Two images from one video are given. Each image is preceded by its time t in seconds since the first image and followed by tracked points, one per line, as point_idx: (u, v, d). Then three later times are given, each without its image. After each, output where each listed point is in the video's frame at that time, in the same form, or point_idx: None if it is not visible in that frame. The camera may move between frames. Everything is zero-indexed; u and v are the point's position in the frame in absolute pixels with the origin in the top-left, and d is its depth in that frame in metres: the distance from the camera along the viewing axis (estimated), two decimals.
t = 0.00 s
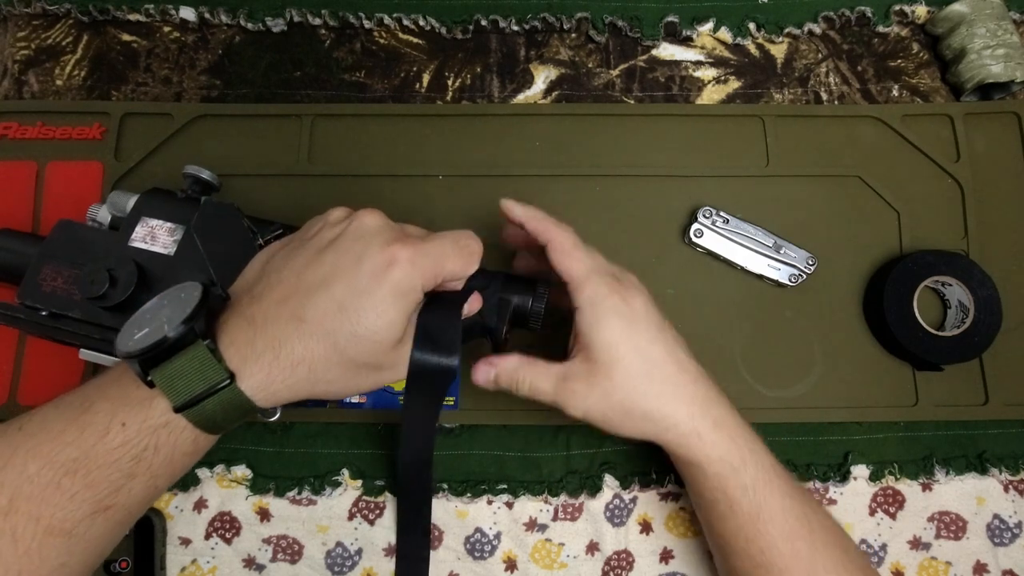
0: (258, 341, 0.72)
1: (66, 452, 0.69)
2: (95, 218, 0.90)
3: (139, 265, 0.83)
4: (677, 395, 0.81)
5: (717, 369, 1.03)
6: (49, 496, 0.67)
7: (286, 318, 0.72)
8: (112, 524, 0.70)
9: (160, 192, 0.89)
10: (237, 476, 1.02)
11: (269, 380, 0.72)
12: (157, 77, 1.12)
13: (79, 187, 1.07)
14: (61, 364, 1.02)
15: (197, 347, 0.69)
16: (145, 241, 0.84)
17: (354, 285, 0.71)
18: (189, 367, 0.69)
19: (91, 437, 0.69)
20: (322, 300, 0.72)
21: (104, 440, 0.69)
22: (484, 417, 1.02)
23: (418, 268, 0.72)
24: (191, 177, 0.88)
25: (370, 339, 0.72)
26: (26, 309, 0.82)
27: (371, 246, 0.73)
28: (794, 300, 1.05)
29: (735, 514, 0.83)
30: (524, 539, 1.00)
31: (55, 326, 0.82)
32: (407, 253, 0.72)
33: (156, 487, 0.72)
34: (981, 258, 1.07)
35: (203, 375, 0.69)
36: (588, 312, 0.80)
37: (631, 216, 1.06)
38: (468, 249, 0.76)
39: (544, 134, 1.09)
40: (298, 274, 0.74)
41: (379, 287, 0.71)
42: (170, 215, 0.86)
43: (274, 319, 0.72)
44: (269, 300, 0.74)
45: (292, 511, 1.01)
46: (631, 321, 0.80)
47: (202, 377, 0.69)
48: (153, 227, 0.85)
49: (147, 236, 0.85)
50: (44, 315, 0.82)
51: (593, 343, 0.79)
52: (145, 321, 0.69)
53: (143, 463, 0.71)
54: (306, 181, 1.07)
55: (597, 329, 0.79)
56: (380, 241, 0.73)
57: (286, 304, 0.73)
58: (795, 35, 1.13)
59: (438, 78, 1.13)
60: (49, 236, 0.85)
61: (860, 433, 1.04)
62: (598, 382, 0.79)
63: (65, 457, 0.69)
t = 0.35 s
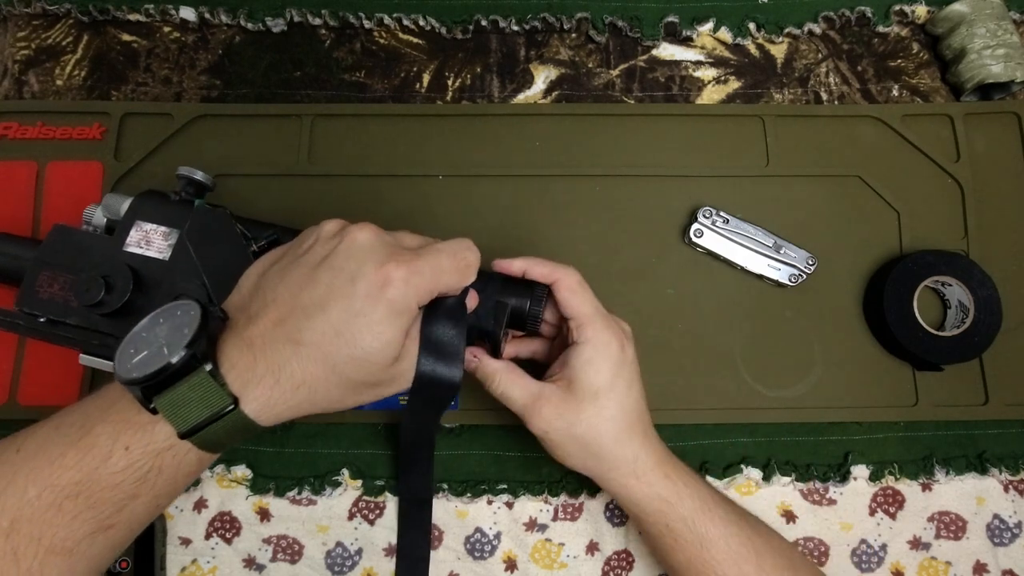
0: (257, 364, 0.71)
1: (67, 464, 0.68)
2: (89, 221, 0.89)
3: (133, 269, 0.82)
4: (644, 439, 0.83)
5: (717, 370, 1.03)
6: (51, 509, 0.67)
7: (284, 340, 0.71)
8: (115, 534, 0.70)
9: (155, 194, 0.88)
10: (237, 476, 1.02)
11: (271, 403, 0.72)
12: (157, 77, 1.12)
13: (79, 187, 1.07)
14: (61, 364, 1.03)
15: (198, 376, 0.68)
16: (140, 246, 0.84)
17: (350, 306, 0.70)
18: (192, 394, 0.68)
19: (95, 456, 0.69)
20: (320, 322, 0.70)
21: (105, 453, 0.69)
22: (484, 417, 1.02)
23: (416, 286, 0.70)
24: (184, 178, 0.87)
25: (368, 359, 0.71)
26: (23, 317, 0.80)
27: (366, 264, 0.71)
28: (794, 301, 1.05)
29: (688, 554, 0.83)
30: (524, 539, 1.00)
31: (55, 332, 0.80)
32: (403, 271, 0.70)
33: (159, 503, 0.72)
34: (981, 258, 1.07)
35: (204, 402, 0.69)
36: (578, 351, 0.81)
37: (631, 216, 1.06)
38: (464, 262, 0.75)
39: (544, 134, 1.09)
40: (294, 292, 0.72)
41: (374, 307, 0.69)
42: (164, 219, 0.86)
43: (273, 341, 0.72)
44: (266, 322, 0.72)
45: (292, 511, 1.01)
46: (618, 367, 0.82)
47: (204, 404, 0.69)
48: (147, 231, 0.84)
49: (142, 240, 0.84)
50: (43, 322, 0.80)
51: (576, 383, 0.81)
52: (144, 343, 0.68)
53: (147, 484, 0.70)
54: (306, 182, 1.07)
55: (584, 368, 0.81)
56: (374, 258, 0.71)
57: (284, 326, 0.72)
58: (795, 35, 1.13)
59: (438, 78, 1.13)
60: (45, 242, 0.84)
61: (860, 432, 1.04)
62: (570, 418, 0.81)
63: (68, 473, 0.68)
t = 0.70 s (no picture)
0: (252, 333, 0.70)
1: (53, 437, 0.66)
2: (95, 217, 0.90)
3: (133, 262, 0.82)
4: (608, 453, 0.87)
5: (717, 369, 1.03)
6: (34, 487, 0.65)
7: (279, 310, 0.70)
8: (108, 514, 0.68)
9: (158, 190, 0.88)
10: (237, 476, 1.02)
11: (262, 378, 0.70)
12: (157, 77, 1.12)
13: (78, 187, 1.07)
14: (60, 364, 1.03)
15: (193, 343, 0.67)
16: (142, 239, 0.84)
17: (348, 274, 0.69)
18: (185, 363, 0.67)
19: (83, 428, 0.67)
20: (317, 291, 0.69)
21: (93, 425, 0.67)
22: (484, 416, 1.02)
23: (414, 256, 0.69)
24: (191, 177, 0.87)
25: (365, 331, 0.69)
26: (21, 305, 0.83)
27: (365, 234, 0.70)
28: (794, 301, 1.05)
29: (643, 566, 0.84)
30: (524, 539, 1.00)
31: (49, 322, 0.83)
32: (401, 239, 0.69)
33: (152, 481, 0.70)
34: (981, 258, 1.07)
35: (198, 370, 0.68)
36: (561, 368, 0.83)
37: (632, 215, 1.06)
38: (464, 238, 0.74)
39: (544, 134, 1.09)
40: (294, 266, 0.72)
41: (372, 275, 0.68)
42: (166, 213, 0.85)
43: (269, 313, 0.70)
44: (264, 294, 0.72)
45: (292, 511, 1.01)
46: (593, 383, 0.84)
47: (198, 373, 0.68)
48: (150, 225, 0.85)
49: (144, 234, 0.84)
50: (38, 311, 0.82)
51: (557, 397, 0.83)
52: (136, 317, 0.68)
53: (137, 458, 0.69)
54: (306, 181, 1.07)
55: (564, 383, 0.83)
56: (373, 229, 0.71)
57: (282, 296, 0.71)
58: (795, 35, 1.14)
59: (438, 78, 1.13)
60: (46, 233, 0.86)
61: (860, 433, 1.04)
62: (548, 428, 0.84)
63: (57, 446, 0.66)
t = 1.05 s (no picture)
0: (236, 209, 0.69)
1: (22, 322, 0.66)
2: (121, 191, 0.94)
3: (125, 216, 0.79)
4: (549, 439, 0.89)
5: (717, 368, 1.03)
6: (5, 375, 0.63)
7: (266, 183, 0.70)
8: (84, 409, 0.66)
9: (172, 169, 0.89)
10: (237, 476, 1.02)
11: (239, 244, 0.68)
12: (157, 77, 1.12)
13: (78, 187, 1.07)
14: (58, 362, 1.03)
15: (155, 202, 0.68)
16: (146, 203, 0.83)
17: (343, 146, 0.72)
18: (147, 219, 0.67)
19: (52, 307, 0.67)
20: (306, 160, 0.71)
21: (60, 301, 0.67)
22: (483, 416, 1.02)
23: (410, 139, 0.73)
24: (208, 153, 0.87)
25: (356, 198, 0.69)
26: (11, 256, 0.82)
27: (360, 124, 0.75)
28: (794, 301, 1.05)
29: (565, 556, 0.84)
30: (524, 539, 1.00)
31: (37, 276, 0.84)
32: (397, 124, 0.74)
33: (128, 371, 0.69)
34: (981, 259, 1.07)
35: (158, 227, 0.67)
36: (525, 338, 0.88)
37: (631, 215, 1.06)
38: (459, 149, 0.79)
39: (544, 134, 1.09)
40: (285, 150, 0.74)
41: (367, 148, 0.71)
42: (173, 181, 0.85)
43: (251, 183, 0.71)
44: (252, 172, 0.72)
45: (292, 511, 1.01)
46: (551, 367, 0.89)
47: (157, 228, 0.67)
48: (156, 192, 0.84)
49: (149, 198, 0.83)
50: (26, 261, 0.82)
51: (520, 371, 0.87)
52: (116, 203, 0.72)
53: (106, 339, 0.67)
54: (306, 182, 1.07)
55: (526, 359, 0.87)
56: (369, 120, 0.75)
57: (270, 170, 0.72)
58: (795, 35, 1.13)
59: (438, 77, 1.13)
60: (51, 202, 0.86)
61: (860, 433, 1.04)
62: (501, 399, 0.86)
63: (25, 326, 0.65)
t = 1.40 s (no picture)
0: (200, 114, 0.70)
1: None
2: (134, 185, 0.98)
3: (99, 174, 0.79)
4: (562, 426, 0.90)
5: (717, 368, 1.03)
6: None
7: (245, 97, 0.72)
8: (54, 332, 0.64)
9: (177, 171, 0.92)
10: (237, 476, 1.02)
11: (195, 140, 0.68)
12: (157, 76, 1.12)
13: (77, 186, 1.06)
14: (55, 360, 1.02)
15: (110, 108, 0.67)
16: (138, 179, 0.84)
17: (332, 80, 0.76)
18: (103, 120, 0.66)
19: (14, 227, 0.65)
20: (295, 83, 0.74)
21: (21, 219, 0.66)
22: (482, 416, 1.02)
23: (400, 87, 0.78)
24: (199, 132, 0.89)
25: (339, 121, 0.71)
26: None
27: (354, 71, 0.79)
28: (794, 301, 1.05)
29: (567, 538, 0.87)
30: (524, 539, 1.00)
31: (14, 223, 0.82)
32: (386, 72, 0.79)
33: (97, 291, 0.66)
34: (981, 259, 1.07)
35: (111, 129, 0.66)
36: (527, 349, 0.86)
37: (631, 215, 1.06)
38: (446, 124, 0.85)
39: (544, 133, 1.09)
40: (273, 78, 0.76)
41: (355, 84, 0.75)
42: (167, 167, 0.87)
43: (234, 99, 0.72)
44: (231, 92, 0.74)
45: (292, 511, 1.01)
46: (561, 357, 0.86)
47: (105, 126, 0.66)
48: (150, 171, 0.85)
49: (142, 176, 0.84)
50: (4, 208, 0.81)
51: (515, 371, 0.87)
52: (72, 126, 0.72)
53: (68, 255, 0.65)
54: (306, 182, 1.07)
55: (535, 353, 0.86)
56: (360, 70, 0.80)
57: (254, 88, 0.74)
58: (795, 35, 1.14)
59: (438, 77, 1.13)
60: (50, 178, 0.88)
61: (861, 433, 1.04)
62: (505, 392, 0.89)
63: None
